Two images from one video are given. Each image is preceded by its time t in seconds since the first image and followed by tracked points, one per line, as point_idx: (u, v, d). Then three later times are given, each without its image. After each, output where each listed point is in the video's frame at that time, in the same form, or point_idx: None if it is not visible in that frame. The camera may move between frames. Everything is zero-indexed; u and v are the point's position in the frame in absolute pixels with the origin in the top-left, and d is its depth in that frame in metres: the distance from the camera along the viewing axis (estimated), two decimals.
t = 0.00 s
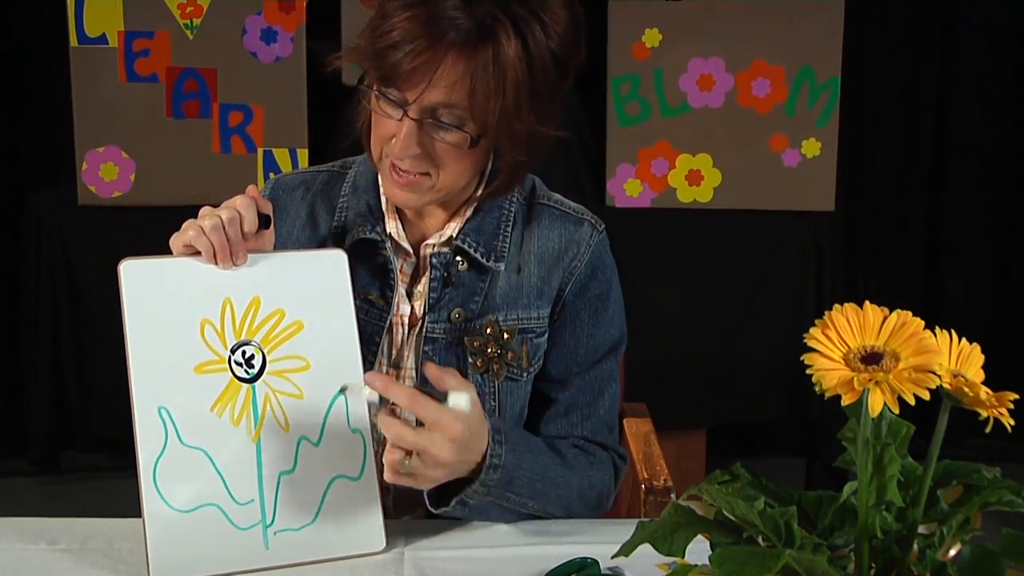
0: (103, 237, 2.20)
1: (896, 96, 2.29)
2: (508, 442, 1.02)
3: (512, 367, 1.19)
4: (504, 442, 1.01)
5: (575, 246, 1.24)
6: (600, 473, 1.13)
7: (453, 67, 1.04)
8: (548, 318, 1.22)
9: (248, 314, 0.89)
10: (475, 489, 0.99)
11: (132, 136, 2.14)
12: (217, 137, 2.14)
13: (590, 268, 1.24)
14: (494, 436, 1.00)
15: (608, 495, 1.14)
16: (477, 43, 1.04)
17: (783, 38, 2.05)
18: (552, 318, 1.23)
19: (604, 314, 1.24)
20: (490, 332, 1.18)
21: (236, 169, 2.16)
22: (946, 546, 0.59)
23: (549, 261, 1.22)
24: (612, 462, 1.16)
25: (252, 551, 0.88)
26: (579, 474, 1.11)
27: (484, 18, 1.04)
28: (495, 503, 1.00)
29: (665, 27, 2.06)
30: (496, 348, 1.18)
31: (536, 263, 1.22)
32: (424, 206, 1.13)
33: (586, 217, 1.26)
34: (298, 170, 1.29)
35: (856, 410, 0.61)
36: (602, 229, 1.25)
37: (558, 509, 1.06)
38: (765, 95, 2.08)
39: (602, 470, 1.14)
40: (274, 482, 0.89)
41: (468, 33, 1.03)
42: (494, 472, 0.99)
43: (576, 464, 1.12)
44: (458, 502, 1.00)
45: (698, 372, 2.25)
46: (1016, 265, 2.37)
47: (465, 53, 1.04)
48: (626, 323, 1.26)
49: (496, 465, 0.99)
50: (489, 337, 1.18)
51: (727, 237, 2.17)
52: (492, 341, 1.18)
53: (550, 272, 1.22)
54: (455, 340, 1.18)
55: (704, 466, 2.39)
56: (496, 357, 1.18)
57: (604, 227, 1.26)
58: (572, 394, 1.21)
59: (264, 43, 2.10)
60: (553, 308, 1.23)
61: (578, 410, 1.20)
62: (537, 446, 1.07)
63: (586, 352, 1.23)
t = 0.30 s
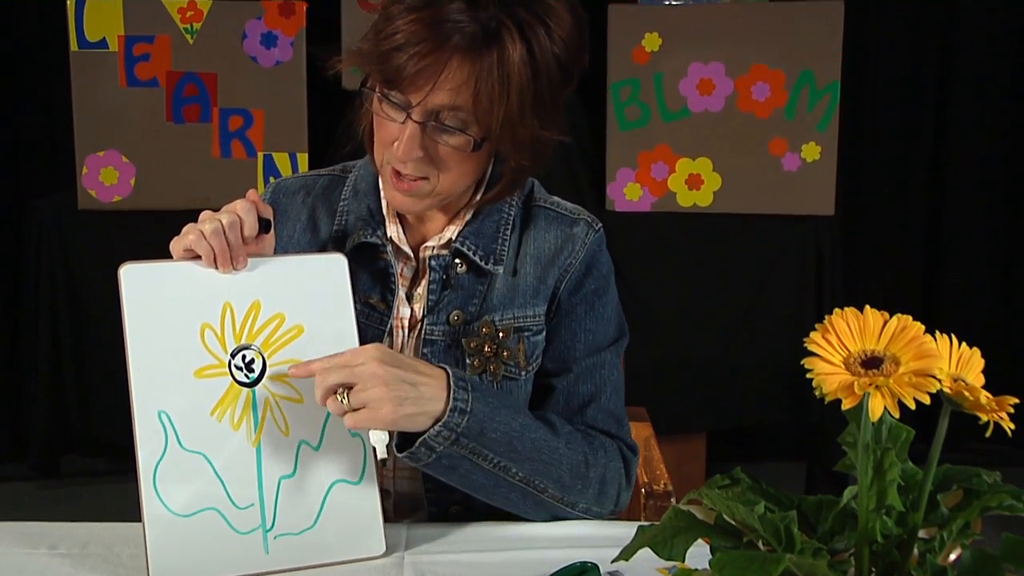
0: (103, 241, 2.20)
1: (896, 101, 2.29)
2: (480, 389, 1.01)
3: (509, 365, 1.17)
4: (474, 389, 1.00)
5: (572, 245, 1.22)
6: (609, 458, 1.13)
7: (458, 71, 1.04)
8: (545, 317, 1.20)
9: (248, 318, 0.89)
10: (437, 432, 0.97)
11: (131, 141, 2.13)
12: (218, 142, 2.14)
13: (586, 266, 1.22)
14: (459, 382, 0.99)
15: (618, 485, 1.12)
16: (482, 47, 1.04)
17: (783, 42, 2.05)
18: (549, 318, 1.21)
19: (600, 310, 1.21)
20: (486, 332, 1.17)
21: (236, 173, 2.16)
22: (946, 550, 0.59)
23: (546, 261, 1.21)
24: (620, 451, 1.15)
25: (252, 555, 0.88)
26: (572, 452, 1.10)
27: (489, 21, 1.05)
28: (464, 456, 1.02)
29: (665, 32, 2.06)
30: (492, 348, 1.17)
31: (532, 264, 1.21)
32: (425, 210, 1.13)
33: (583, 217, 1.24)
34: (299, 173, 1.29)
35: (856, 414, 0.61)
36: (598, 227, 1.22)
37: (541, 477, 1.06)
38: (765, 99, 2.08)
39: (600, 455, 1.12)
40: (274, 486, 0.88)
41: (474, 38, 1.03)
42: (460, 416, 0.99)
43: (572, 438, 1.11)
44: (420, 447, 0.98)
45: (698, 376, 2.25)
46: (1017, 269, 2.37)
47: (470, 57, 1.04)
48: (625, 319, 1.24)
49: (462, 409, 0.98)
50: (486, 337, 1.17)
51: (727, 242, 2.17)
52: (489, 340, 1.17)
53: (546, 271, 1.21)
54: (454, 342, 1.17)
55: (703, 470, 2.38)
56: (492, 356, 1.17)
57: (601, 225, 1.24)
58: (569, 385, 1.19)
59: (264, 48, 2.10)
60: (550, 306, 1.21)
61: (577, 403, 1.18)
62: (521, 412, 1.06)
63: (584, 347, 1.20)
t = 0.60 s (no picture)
0: (104, 242, 2.20)
1: (895, 101, 2.29)
2: (480, 379, 1.00)
3: (510, 361, 1.16)
4: (474, 378, 0.99)
5: (571, 241, 1.22)
6: (611, 451, 1.12)
7: (457, 68, 1.04)
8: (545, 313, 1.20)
9: (248, 318, 0.89)
10: (437, 421, 0.97)
11: (131, 141, 2.13)
12: (218, 142, 2.14)
13: (584, 262, 1.22)
14: (460, 371, 0.99)
15: (622, 479, 1.12)
16: (482, 44, 1.04)
17: (784, 42, 2.05)
18: (549, 313, 1.22)
19: (599, 306, 1.21)
20: (486, 328, 1.17)
21: (236, 173, 2.16)
22: (947, 550, 0.59)
23: (545, 257, 1.21)
24: (622, 444, 1.15)
25: (252, 555, 0.88)
26: (574, 444, 1.09)
27: (490, 19, 1.05)
28: (465, 447, 1.01)
29: (665, 32, 2.06)
30: (493, 344, 1.17)
31: (531, 260, 1.21)
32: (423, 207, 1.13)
33: (580, 214, 1.25)
34: (297, 173, 1.29)
35: (856, 414, 0.61)
36: (596, 224, 1.22)
37: (542, 468, 1.06)
38: (765, 99, 2.08)
39: (601, 448, 1.12)
40: (274, 486, 0.88)
41: (473, 35, 1.03)
42: (461, 405, 0.98)
43: (572, 430, 1.10)
44: (421, 436, 0.98)
45: (698, 376, 2.25)
46: (1017, 268, 2.37)
47: (470, 54, 1.04)
48: (624, 314, 1.25)
49: (463, 398, 0.98)
50: (486, 333, 1.17)
51: (727, 242, 2.17)
52: (489, 336, 1.17)
53: (545, 267, 1.20)
54: (454, 339, 1.17)
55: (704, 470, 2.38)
56: (493, 352, 1.16)
57: (599, 222, 1.24)
58: (570, 378, 1.19)
59: (265, 48, 2.10)
60: (550, 302, 1.21)
61: (579, 396, 1.18)
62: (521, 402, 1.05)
63: (584, 342, 1.20)
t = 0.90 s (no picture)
0: (104, 240, 2.20)
1: (896, 100, 2.29)
2: (459, 350, 1.00)
3: (507, 351, 1.16)
4: (453, 348, 0.99)
5: (566, 233, 1.21)
6: (598, 436, 1.11)
7: (458, 62, 1.04)
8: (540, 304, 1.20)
9: (248, 318, 0.89)
10: (413, 387, 0.97)
11: (132, 139, 2.13)
12: (218, 140, 2.14)
13: (578, 253, 1.21)
14: (437, 339, 0.99)
15: (609, 464, 1.10)
16: (482, 38, 1.04)
17: (785, 40, 2.05)
18: (544, 303, 1.20)
19: (593, 295, 1.20)
20: (483, 320, 1.17)
21: (236, 171, 2.16)
22: (947, 548, 0.59)
23: (540, 249, 1.20)
24: (611, 431, 1.14)
25: (253, 555, 0.88)
26: (558, 425, 1.07)
27: (490, 13, 1.05)
28: (444, 418, 1.00)
29: (665, 31, 2.06)
30: (489, 335, 1.17)
31: (528, 253, 1.20)
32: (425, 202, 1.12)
33: (577, 207, 1.24)
34: (296, 172, 1.29)
35: (856, 413, 0.61)
36: (591, 216, 1.22)
37: (525, 447, 1.04)
38: (766, 98, 2.07)
39: (585, 430, 1.10)
40: (275, 484, 0.88)
41: (474, 29, 1.03)
42: (437, 372, 0.98)
43: (556, 411, 1.08)
44: (397, 403, 0.97)
45: (698, 375, 2.25)
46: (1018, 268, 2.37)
47: (470, 47, 1.04)
48: (619, 303, 1.23)
49: (439, 366, 0.97)
50: (482, 325, 1.17)
51: (727, 240, 2.18)
52: (486, 327, 1.17)
53: (541, 259, 1.20)
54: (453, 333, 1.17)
55: (703, 468, 2.38)
56: (489, 343, 1.16)
57: (595, 215, 1.23)
58: (560, 364, 1.18)
59: (265, 46, 2.10)
60: (545, 293, 1.20)
61: (569, 380, 1.18)
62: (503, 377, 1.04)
63: (576, 329, 1.19)
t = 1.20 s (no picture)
0: (104, 238, 2.20)
1: (896, 98, 2.29)
2: (411, 363, 0.94)
3: (500, 340, 1.16)
4: (405, 364, 0.93)
5: (558, 223, 1.20)
6: (573, 427, 1.07)
7: (460, 57, 1.04)
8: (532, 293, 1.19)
9: (248, 315, 0.89)
10: (370, 412, 0.90)
11: (132, 137, 2.14)
12: (218, 138, 2.14)
13: (569, 243, 1.20)
14: (388, 357, 0.93)
15: (588, 450, 1.07)
16: (484, 33, 1.04)
17: (785, 38, 2.05)
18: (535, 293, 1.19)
19: (583, 283, 1.19)
20: (476, 311, 1.16)
21: (236, 170, 2.15)
22: (947, 547, 0.59)
23: (533, 240, 1.20)
24: (588, 418, 1.10)
25: (252, 553, 0.88)
26: (526, 423, 1.03)
27: (492, 8, 1.05)
28: (407, 437, 0.94)
29: (665, 29, 2.06)
30: (482, 325, 1.16)
31: (521, 244, 1.20)
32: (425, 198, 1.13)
33: (572, 199, 1.23)
34: (295, 171, 1.29)
35: (856, 411, 0.61)
36: (585, 207, 1.21)
37: (495, 450, 1.00)
38: (766, 96, 2.07)
39: (557, 424, 1.06)
40: (275, 483, 0.88)
41: (476, 24, 1.03)
42: (393, 394, 0.92)
43: (523, 409, 1.04)
44: (358, 429, 0.90)
45: (698, 372, 2.24)
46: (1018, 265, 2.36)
47: (472, 43, 1.04)
48: (611, 292, 1.23)
49: (393, 385, 0.92)
50: (475, 315, 1.16)
51: (727, 238, 2.17)
52: (478, 318, 1.16)
53: (533, 249, 1.19)
54: (447, 326, 1.16)
55: (704, 467, 2.38)
56: (482, 333, 1.16)
57: (590, 206, 1.23)
58: (540, 351, 1.16)
59: (265, 44, 2.10)
60: (537, 283, 1.19)
61: (546, 369, 1.15)
62: (463, 386, 0.99)
63: (563, 316, 1.17)
